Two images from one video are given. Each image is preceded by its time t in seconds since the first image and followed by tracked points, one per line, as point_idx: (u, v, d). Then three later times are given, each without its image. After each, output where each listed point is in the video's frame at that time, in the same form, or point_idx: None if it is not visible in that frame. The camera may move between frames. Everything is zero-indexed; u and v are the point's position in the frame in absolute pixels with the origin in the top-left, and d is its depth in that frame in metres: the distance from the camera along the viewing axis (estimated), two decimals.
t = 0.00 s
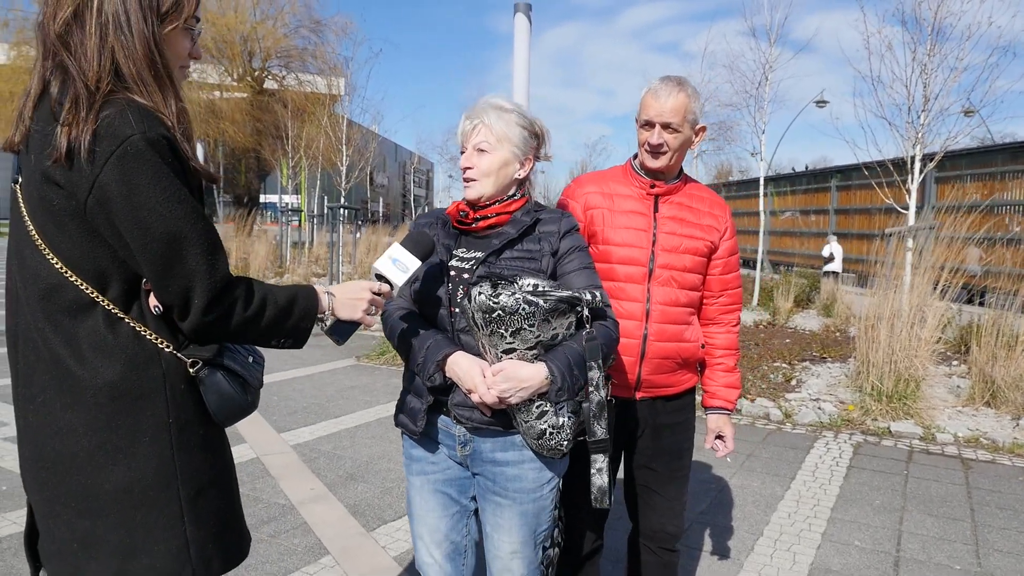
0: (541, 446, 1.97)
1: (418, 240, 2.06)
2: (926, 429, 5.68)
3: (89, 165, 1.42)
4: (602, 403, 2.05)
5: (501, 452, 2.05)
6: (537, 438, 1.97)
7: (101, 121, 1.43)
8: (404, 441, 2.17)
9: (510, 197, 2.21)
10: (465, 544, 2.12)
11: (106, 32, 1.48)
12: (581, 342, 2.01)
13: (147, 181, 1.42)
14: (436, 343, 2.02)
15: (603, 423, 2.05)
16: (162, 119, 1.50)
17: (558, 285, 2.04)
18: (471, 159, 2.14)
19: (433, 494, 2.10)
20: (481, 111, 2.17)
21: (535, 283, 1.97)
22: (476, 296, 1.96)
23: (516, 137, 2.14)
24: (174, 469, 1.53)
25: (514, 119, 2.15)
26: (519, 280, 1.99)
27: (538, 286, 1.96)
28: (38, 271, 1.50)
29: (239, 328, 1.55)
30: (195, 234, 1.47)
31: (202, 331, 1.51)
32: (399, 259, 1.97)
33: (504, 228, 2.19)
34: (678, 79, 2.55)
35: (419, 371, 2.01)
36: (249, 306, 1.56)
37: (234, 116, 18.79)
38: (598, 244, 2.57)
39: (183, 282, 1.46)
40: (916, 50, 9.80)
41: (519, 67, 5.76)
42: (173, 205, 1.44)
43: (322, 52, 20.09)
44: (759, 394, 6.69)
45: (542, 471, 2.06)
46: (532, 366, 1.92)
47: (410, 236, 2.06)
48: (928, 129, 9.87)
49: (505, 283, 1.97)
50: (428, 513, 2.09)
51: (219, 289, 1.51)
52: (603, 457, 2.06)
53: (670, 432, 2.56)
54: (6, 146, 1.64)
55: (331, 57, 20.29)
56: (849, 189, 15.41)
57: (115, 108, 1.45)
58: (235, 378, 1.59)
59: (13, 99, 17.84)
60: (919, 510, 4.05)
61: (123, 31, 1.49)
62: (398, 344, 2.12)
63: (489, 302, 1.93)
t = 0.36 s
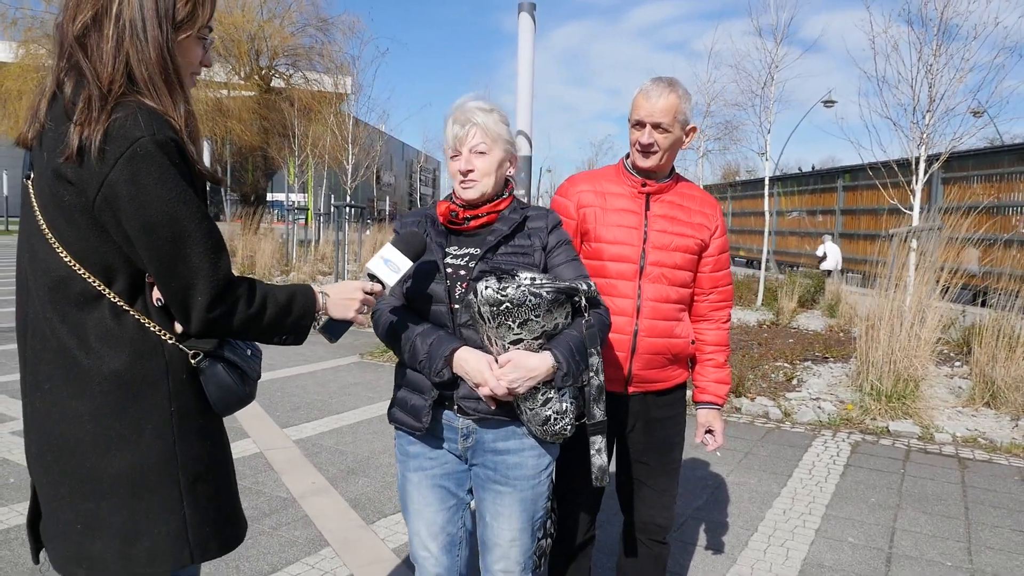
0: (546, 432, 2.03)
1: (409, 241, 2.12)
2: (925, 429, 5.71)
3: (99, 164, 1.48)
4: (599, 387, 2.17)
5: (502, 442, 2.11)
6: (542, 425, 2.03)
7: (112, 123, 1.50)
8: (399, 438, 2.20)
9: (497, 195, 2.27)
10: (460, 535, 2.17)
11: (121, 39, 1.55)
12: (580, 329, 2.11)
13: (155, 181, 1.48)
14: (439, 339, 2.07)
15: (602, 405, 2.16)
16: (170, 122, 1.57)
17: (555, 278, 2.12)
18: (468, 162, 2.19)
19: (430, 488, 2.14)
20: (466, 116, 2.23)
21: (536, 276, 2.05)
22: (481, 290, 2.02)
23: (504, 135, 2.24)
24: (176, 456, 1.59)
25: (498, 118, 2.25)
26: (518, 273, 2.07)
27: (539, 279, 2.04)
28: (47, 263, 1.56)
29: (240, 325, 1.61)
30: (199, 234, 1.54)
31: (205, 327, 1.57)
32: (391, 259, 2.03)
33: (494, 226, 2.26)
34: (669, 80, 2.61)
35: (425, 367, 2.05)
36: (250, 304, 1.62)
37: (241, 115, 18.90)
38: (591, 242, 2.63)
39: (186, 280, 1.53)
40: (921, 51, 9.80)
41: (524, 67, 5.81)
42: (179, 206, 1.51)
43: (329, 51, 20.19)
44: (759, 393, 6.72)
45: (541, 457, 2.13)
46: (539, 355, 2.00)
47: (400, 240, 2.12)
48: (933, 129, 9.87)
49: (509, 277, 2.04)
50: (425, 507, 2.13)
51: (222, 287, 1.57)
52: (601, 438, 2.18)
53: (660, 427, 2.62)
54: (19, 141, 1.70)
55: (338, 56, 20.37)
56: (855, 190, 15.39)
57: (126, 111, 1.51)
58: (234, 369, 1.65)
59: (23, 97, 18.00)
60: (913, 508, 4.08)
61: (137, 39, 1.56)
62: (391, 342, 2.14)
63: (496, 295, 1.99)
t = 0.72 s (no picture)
0: (557, 408, 2.08)
1: (421, 220, 2.13)
2: (930, 420, 5.70)
3: (120, 141, 1.51)
4: (603, 364, 2.26)
5: (508, 419, 2.16)
6: (553, 401, 2.08)
7: (132, 101, 1.52)
8: (403, 417, 2.22)
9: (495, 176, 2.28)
10: (462, 512, 2.20)
11: (140, 18, 1.58)
12: (587, 309, 2.20)
13: (173, 158, 1.51)
14: (451, 319, 2.09)
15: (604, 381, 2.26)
16: (188, 100, 1.60)
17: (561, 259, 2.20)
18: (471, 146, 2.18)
19: (434, 466, 2.17)
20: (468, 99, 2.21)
21: (548, 256, 2.12)
22: (499, 270, 2.06)
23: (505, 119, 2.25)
24: (190, 426, 1.64)
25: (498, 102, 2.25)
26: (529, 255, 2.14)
27: (553, 260, 2.11)
28: (69, 237, 1.59)
29: (256, 299, 1.65)
30: (215, 210, 1.57)
31: (221, 301, 1.60)
32: (403, 238, 2.06)
33: (494, 209, 2.29)
34: (678, 68, 2.61)
35: (439, 348, 2.07)
36: (265, 279, 1.66)
37: (254, 95, 18.93)
38: (596, 226, 2.64)
39: (203, 254, 1.56)
40: (939, 40, 9.67)
41: (537, 51, 5.79)
42: (196, 182, 1.54)
43: (343, 33, 20.20)
44: (766, 381, 6.73)
45: (544, 433, 2.19)
46: (556, 333, 2.06)
47: (412, 218, 2.14)
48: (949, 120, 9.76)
49: (525, 257, 2.10)
50: (429, 485, 2.16)
51: (237, 262, 1.60)
52: (600, 413, 2.25)
53: (661, 410, 2.64)
54: (43, 117, 1.73)
55: (352, 38, 20.31)
56: (869, 181, 15.25)
57: (145, 90, 1.54)
58: (247, 343, 1.68)
59: (39, 74, 18.11)
60: (915, 498, 4.10)
61: (156, 18, 1.59)
62: (396, 323, 2.15)
63: (516, 275, 2.04)
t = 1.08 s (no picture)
0: (551, 417, 2.10)
1: (429, 230, 2.17)
2: (942, 428, 5.68)
3: (139, 155, 1.58)
4: (603, 375, 2.26)
5: (508, 426, 2.19)
6: (547, 410, 2.10)
7: (150, 116, 1.59)
8: (408, 423, 2.28)
9: (500, 187, 2.35)
10: (467, 515, 2.25)
11: (160, 38, 1.65)
12: (585, 320, 2.21)
13: (190, 171, 1.58)
14: (448, 328, 2.15)
15: (604, 392, 2.28)
16: (204, 116, 1.66)
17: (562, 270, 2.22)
18: (459, 152, 2.26)
19: (438, 471, 2.22)
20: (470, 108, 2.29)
21: (544, 267, 2.14)
22: (492, 281, 2.10)
23: (503, 133, 2.27)
24: (203, 433, 1.69)
25: (501, 115, 2.28)
26: (526, 265, 2.16)
27: (548, 270, 2.13)
28: (89, 248, 1.66)
29: (267, 307, 1.70)
30: (229, 221, 1.63)
31: (234, 309, 1.66)
32: (413, 249, 2.11)
33: (498, 218, 2.33)
34: (684, 79, 2.66)
35: (436, 354, 2.13)
36: (277, 288, 1.72)
37: (267, 108, 19.16)
38: (605, 236, 2.69)
39: (217, 264, 1.62)
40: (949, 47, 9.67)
41: (546, 63, 5.86)
42: (210, 194, 1.60)
43: (355, 45, 20.47)
44: (777, 389, 6.73)
45: (545, 441, 2.22)
46: (548, 344, 2.08)
47: (421, 228, 2.18)
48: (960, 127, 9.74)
49: (519, 268, 2.13)
50: (434, 489, 2.21)
51: (250, 271, 1.66)
52: (603, 423, 2.33)
53: (670, 417, 2.67)
54: (67, 133, 1.81)
55: (363, 50, 20.54)
56: (881, 188, 15.20)
57: (164, 106, 1.61)
58: (259, 352, 1.73)
59: (56, 89, 18.44)
60: (926, 505, 4.09)
61: (174, 37, 1.66)
62: (402, 331, 2.21)
63: (507, 286, 2.08)
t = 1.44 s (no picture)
0: (537, 423, 2.11)
1: (434, 233, 2.23)
2: (947, 431, 5.67)
3: (150, 160, 1.61)
4: (594, 385, 2.20)
5: (500, 430, 2.19)
6: (534, 416, 2.11)
7: (162, 122, 1.62)
8: (410, 421, 2.33)
9: (510, 194, 2.36)
10: (467, 516, 2.27)
11: (170, 44, 1.69)
12: (577, 328, 2.18)
13: (200, 176, 1.61)
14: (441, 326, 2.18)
15: (596, 403, 2.20)
16: (213, 121, 1.69)
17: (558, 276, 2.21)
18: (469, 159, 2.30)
19: (436, 470, 2.25)
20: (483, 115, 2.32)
21: (539, 273, 2.13)
22: (480, 282, 2.13)
23: (513, 141, 2.29)
24: (213, 434, 1.72)
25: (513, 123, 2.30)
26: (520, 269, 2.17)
27: (539, 275, 2.12)
28: (101, 252, 1.69)
29: (276, 307, 1.73)
30: (239, 224, 1.66)
31: (243, 310, 1.69)
32: (419, 250, 2.14)
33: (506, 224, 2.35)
34: (690, 85, 2.69)
35: (426, 351, 2.17)
36: (284, 289, 1.74)
37: (273, 112, 19.24)
38: (610, 240, 2.71)
39: (227, 266, 1.65)
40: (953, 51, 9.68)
41: (551, 68, 5.89)
42: (220, 198, 1.63)
43: (360, 50, 20.60)
44: (782, 393, 6.73)
45: (538, 449, 2.20)
46: (533, 347, 2.07)
47: (427, 231, 2.24)
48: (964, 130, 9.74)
49: (509, 271, 2.14)
50: (432, 487, 2.25)
51: (259, 273, 1.69)
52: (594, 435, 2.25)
53: (674, 420, 2.69)
54: (77, 140, 1.84)
55: (368, 54, 20.62)
56: (886, 192, 15.18)
57: (175, 111, 1.64)
58: (268, 353, 1.77)
59: (63, 93, 18.55)
60: (931, 509, 4.09)
61: (183, 43, 1.69)
62: (404, 331, 2.26)
63: (493, 287, 2.10)
